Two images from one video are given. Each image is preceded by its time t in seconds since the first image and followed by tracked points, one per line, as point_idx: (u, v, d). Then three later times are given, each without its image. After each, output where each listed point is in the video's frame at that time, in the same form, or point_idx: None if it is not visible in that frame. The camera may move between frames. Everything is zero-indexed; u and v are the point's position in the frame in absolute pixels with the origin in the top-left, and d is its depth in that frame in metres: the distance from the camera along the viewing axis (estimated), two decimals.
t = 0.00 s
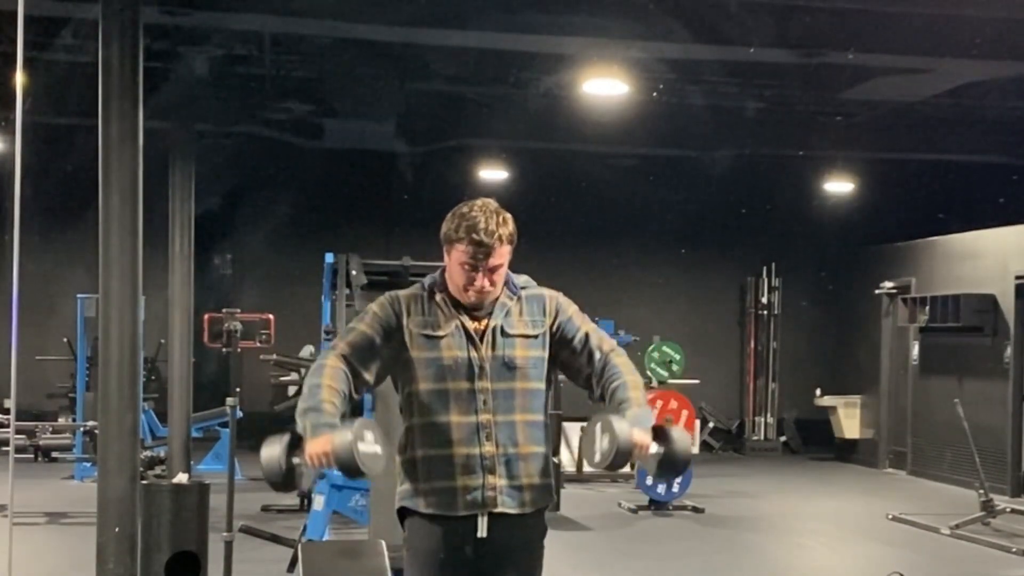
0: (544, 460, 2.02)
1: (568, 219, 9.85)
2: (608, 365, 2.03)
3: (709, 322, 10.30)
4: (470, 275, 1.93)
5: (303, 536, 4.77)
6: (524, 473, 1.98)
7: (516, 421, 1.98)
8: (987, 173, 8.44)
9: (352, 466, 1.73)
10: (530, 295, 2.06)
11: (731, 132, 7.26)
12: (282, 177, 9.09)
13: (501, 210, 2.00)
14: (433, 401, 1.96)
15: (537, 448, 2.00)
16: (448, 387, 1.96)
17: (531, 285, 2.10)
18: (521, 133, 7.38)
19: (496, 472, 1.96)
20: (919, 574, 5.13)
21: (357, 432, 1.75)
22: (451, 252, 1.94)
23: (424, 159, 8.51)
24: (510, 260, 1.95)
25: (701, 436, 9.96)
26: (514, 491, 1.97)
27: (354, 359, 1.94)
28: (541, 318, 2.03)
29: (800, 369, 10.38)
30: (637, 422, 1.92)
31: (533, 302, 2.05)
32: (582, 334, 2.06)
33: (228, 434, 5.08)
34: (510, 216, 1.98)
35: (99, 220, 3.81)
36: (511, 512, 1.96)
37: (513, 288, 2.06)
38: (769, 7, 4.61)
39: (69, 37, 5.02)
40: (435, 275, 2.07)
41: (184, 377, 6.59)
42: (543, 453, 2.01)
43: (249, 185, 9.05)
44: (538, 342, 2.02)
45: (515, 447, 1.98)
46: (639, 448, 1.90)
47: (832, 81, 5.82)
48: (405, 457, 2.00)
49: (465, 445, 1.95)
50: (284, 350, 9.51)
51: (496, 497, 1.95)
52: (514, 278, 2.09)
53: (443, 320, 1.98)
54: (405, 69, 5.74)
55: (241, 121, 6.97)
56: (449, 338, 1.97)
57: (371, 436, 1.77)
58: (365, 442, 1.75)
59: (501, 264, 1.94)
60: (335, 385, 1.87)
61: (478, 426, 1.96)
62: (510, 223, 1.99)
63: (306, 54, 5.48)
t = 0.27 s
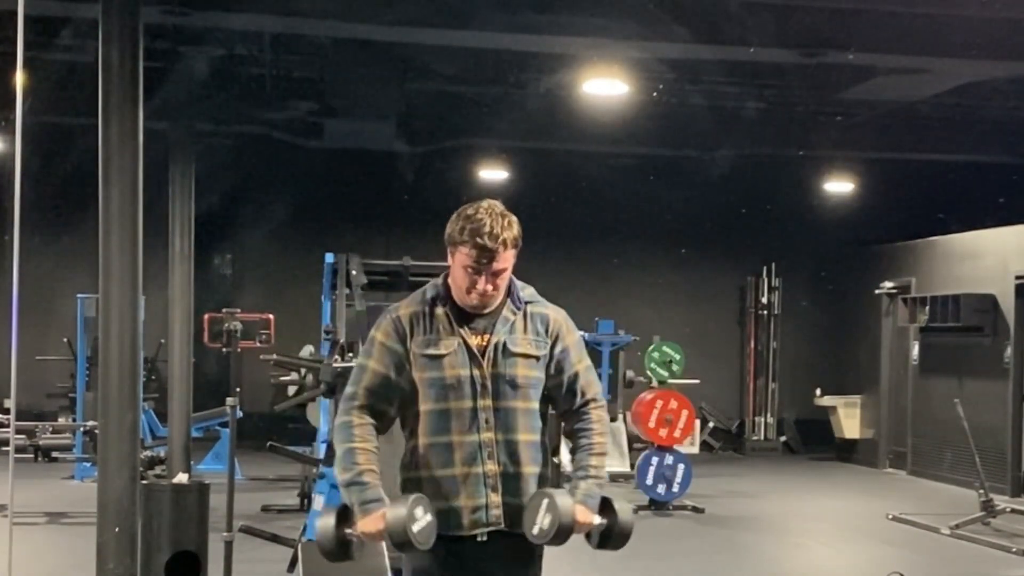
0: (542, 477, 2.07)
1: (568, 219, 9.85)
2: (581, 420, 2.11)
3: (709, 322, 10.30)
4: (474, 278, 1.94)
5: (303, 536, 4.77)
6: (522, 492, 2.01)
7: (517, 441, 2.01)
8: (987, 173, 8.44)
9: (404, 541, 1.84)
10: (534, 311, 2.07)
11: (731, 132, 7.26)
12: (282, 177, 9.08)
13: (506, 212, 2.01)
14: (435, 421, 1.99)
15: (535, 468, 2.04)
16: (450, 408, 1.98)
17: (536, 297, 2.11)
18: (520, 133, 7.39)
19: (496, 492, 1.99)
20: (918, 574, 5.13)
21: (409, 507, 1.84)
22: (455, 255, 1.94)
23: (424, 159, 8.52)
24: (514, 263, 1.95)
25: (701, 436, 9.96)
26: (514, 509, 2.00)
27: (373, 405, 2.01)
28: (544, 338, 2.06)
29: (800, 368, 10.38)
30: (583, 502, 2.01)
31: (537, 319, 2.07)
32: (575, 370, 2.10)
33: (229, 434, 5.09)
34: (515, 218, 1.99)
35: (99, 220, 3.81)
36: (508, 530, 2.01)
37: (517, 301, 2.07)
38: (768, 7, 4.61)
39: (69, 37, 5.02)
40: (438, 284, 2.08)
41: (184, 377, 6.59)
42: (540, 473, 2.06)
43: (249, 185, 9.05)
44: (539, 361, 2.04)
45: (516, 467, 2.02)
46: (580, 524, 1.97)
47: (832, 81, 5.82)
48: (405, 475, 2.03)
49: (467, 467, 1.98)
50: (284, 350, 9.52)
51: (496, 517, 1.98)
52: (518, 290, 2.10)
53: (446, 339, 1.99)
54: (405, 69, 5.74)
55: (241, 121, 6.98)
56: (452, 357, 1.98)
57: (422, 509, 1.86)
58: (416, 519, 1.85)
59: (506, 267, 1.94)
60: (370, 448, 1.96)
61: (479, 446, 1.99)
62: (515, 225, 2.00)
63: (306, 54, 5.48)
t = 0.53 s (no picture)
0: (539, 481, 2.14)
1: (568, 218, 9.84)
2: (565, 433, 2.16)
3: (709, 321, 10.30)
4: (475, 277, 1.96)
5: (303, 537, 4.77)
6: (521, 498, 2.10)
7: (518, 447, 2.08)
8: (986, 173, 8.44)
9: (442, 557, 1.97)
10: (536, 317, 2.13)
11: (731, 132, 7.26)
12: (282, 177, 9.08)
13: (504, 210, 2.04)
14: (437, 427, 2.06)
15: (535, 474, 2.11)
16: (451, 414, 2.05)
17: (538, 302, 2.16)
18: (520, 133, 7.38)
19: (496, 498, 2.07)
20: (918, 574, 5.14)
21: (444, 525, 1.96)
22: (454, 255, 1.98)
23: (424, 159, 8.52)
24: (514, 260, 1.98)
25: (701, 436, 9.96)
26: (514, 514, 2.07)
27: (386, 417, 2.06)
28: (545, 345, 2.12)
29: (800, 368, 10.38)
30: (546, 518, 2.09)
31: (539, 325, 2.12)
32: (571, 380, 2.16)
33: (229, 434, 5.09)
34: (514, 216, 2.02)
35: (99, 220, 3.81)
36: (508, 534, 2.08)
37: (519, 306, 2.13)
38: (769, 7, 4.61)
39: (69, 37, 5.02)
40: (439, 285, 2.12)
41: (184, 377, 6.59)
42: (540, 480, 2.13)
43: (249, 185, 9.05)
44: (539, 367, 2.10)
45: (516, 473, 2.09)
46: (539, 540, 2.05)
47: (832, 81, 5.82)
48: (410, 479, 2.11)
49: (468, 472, 2.05)
50: (284, 350, 9.52)
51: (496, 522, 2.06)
52: (519, 294, 2.15)
53: (448, 344, 2.05)
54: (405, 69, 5.74)
55: (241, 121, 6.98)
56: (453, 363, 2.05)
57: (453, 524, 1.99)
58: (451, 536, 1.97)
59: (507, 264, 1.97)
60: (392, 467, 2.05)
61: (481, 451, 2.05)
62: (514, 224, 2.03)
63: (306, 54, 5.48)
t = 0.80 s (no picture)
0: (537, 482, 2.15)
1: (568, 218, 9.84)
2: (564, 433, 2.15)
3: (709, 321, 10.30)
4: (473, 276, 1.97)
5: (303, 536, 4.77)
6: (519, 497, 2.11)
7: (516, 446, 2.09)
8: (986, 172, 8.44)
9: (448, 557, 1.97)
10: (536, 315, 2.13)
11: (731, 132, 7.26)
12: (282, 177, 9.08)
13: (503, 209, 2.04)
14: (436, 426, 2.07)
15: (534, 474, 2.12)
16: (450, 413, 2.06)
17: (537, 300, 2.16)
18: (520, 133, 7.39)
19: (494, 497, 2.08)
20: (918, 574, 5.14)
21: (448, 524, 1.97)
22: (452, 254, 1.98)
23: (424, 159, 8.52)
24: (513, 259, 1.98)
25: (701, 436, 9.96)
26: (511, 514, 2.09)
27: (386, 416, 2.06)
28: (544, 344, 2.12)
29: (800, 368, 10.38)
30: (543, 519, 2.08)
31: (539, 324, 2.12)
32: (571, 380, 2.15)
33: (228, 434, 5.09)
34: (512, 216, 2.02)
35: (99, 220, 3.81)
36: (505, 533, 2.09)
37: (519, 304, 2.13)
38: (769, 7, 4.61)
39: (69, 37, 5.02)
40: (439, 284, 2.13)
41: (184, 377, 6.59)
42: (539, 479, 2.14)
43: (249, 185, 9.05)
44: (539, 366, 2.10)
45: (514, 472, 2.10)
46: (537, 540, 2.04)
47: (832, 81, 5.82)
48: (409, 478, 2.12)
49: (466, 471, 2.06)
50: (284, 350, 9.52)
51: (494, 521, 2.07)
52: (520, 294, 2.15)
53: (447, 343, 2.06)
54: (405, 69, 5.74)
55: (240, 121, 6.97)
56: (452, 362, 2.05)
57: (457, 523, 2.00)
58: (455, 536, 1.98)
59: (505, 264, 1.97)
60: (394, 467, 2.05)
61: (479, 450, 2.06)
62: (513, 223, 2.03)
63: (306, 54, 5.48)
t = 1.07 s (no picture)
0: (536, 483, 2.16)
1: (569, 218, 9.84)
2: (563, 434, 2.16)
3: (709, 321, 10.30)
4: (473, 276, 1.97)
5: (303, 537, 4.77)
6: (518, 498, 2.12)
7: (515, 448, 2.09)
8: (986, 172, 8.44)
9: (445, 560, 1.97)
10: (536, 316, 2.12)
11: (731, 132, 7.26)
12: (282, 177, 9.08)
13: (504, 210, 2.04)
14: (436, 428, 2.06)
15: (533, 475, 2.12)
16: (451, 415, 2.06)
17: (538, 301, 2.16)
18: (519, 133, 7.38)
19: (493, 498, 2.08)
20: (919, 574, 5.14)
21: (447, 528, 1.97)
22: (452, 255, 1.98)
23: (424, 159, 8.51)
24: (513, 259, 1.98)
25: (702, 436, 9.96)
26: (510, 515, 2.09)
27: (386, 420, 2.06)
28: (545, 345, 2.11)
29: (800, 368, 10.38)
30: (541, 520, 2.08)
31: (540, 325, 2.12)
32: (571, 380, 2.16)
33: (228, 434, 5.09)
34: (513, 217, 2.01)
35: (99, 221, 3.81)
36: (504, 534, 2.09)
37: (519, 305, 2.12)
38: (769, 7, 4.60)
39: (69, 37, 5.02)
40: (439, 286, 2.12)
41: (184, 377, 6.59)
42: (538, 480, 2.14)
43: (249, 184, 9.05)
44: (540, 368, 2.10)
45: (514, 473, 2.10)
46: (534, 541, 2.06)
47: (832, 81, 5.82)
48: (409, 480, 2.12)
49: (466, 472, 2.06)
50: (284, 350, 9.52)
51: (493, 521, 2.08)
52: (521, 294, 2.15)
53: (447, 345, 2.06)
54: (406, 69, 5.74)
55: (240, 121, 6.97)
56: (453, 364, 2.05)
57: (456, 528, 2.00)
58: (453, 540, 1.98)
59: (505, 264, 1.97)
60: (394, 471, 2.06)
61: (480, 451, 2.06)
62: (514, 224, 2.03)
63: (306, 54, 5.47)
